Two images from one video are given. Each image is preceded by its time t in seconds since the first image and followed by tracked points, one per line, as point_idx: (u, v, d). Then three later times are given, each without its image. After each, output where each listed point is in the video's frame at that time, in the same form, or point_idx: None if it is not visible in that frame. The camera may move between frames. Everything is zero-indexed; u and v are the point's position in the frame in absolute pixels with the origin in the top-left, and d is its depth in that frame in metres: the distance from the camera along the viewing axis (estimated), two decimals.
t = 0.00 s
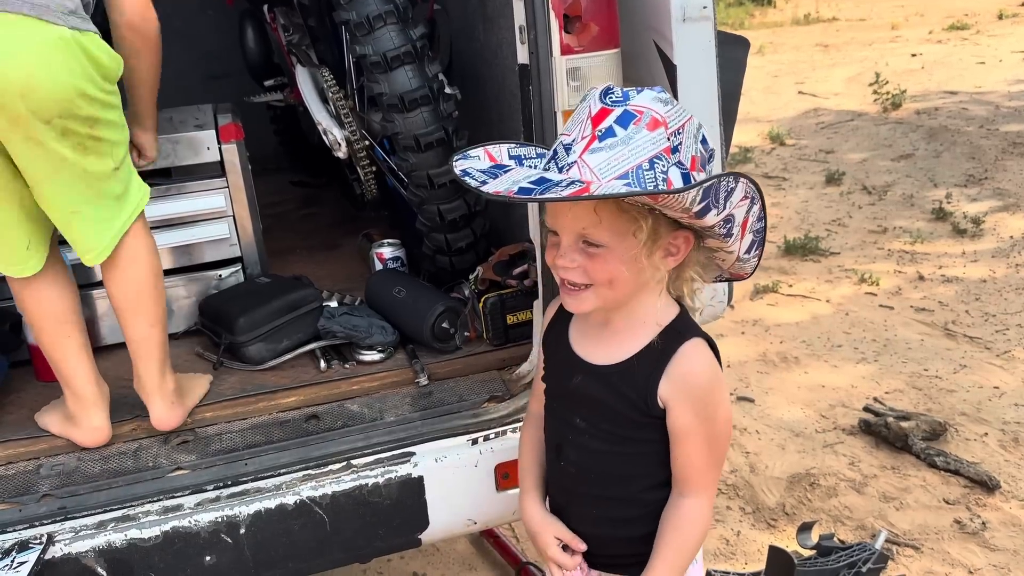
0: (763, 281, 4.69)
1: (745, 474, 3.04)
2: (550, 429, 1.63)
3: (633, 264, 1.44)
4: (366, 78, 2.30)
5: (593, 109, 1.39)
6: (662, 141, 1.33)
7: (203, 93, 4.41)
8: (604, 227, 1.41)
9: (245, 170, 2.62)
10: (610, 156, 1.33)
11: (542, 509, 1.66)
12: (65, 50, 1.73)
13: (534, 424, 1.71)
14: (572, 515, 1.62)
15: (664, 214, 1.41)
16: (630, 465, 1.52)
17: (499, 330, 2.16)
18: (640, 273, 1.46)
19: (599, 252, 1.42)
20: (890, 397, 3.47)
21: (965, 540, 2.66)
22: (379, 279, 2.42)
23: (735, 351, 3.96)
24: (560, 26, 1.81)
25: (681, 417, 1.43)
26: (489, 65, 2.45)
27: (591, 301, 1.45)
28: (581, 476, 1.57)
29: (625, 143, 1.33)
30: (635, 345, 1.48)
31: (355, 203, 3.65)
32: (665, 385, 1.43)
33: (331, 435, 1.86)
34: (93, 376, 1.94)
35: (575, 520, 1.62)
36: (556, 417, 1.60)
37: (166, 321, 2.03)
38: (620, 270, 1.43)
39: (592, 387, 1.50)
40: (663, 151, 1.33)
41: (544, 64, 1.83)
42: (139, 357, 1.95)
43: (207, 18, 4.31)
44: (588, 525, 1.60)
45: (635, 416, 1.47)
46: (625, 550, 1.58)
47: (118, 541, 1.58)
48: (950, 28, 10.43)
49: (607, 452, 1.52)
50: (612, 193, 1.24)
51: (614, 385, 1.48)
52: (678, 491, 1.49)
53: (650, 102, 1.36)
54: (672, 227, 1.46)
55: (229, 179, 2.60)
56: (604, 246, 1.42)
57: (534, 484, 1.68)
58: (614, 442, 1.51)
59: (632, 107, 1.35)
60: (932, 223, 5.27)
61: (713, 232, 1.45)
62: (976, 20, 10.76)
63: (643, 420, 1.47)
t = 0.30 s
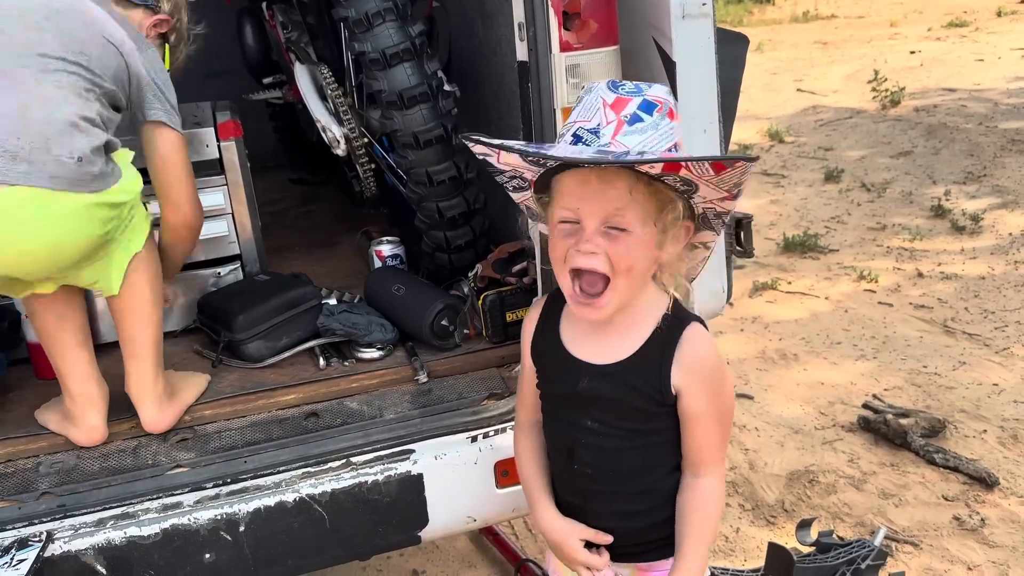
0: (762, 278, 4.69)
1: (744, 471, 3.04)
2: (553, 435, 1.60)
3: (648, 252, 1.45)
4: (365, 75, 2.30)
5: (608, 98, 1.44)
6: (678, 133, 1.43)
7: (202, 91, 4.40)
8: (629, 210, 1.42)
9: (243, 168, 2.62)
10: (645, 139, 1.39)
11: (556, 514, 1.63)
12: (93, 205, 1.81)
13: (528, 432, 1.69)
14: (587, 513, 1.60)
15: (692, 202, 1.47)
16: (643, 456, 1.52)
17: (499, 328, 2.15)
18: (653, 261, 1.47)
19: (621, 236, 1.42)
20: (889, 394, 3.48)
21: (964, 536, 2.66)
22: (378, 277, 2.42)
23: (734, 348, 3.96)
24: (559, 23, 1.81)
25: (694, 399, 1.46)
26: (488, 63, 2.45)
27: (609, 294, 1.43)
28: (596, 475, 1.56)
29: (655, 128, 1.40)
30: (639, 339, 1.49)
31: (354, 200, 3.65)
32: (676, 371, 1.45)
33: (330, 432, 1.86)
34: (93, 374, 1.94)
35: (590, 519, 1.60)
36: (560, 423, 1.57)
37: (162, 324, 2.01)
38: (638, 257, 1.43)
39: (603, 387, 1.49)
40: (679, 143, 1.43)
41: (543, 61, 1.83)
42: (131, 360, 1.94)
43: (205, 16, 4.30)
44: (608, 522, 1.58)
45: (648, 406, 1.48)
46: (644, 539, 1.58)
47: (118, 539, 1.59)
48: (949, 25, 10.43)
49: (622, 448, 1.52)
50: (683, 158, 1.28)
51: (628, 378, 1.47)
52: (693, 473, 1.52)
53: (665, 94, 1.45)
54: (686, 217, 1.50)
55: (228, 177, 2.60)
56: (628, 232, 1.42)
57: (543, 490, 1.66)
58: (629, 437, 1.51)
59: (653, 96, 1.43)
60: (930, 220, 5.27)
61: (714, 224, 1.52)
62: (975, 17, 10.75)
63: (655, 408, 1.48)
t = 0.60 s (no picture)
0: (760, 277, 4.69)
1: (741, 470, 3.04)
2: (553, 440, 1.59)
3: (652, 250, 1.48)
4: (362, 74, 2.29)
5: (601, 98, 1.44)
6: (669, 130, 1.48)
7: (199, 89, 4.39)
8: (640, 207, 1.44)
9: (241, 167, 2.62)
10: (649, 137, 1.42)
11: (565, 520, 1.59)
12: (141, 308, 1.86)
13: (520, 439, 1.66)
14: (597, 513, 1.58)
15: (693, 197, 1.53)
16: (648, 448, 1.54)
17: (496, 327, 2.16)
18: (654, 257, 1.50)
19: (633, 233, 1.43)
20: (887, 393, 3.48)
21: (961, 535, 2.67)
22: (375, 276, 2.41)
23: (732, 347, 3.97)
24: (556, 22, 1.81)
25: (695, 387, 1.50)
26: (486, 61, 2.44)
27: (622, 290, 1.43)
28: (604, 474, 1.55)
29: (654, 125, 1.44)
30: (635, 337, 1.51)
31: (352, 199, 3.65)
32: (678, 361, 1.49)
33: (326, 431, 1.86)
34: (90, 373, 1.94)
35: (599, 520, 1.58)
36: (563, 426, 1.56)
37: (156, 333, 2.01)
38: (648, 254, 1.45)
39: (610, 386, 1.49)
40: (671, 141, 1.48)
41: (540, 59, 1.84)
42: (127, 361, 1.93)
43: (202, 15, 4.30)
44: (617, 519, 1.57)
45: (653, 397, 1.50)
46: (649, 533, 1.58)
47: (114, 538, 1.58)
48: (947, 24, 10.43)
49: (630, 443, 1.52)
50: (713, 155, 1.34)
51: (633, 373, 1.49)
52: (695, 458, 1.55)
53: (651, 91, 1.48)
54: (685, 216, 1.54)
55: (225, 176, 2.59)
56: (639, 229, 1.44)
57: (547, 498, 1.61)
58: (636, 431, 1.52)
59: (645, 93, 1.46)
60: (928, 219, 5.27)
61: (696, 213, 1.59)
62: (973, 17, 10.76)
63: (659, 398, 1.50)
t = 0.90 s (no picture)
0: (757, 278, 4.69)
1: (737, 470, 3.04)
2: (552, 443, 1.57)
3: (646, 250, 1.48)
4: (358, 74, 2.29)
5: (587, 100, 1.44)
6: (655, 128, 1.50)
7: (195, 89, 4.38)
8: (634, 207, 1.44)
9: (236, 166, 2.61)
10: (638, 136, 1.43)
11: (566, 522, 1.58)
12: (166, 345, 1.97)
13: (515, 444, 1.65)
14: (597, 515, 1.57)
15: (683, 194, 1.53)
16: (648, 446, 1.53)
17: (491, 327, 2.15)
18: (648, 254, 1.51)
19: (629, 234, 1.44)
20: (883, 394, 3.48)
21: (956, 537, 2.66)
22: (370, 276, 2.41)
23: (728, 348, 3.97)
24: (551, 22, 1.80)
25: (692, 383, 1.51)
26: (481, 61, 2.44)
27: (619, 288, 1.43)
28: (604, 475, 1.54)
29: (643, 124, 1.45)
30: (633, 334, 1.51)
31: (349, 199, 3.64)
32: (676, 358, 1.50)
33: (319, 433, 1.86)
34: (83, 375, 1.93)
35: (599, 521, 1.57)
36: (562, 428, 1.55)
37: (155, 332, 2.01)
38: (644, 253, 1.46)
39: (609, 386, 1.49)
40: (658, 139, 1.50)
41: (535, 60, 1.84)
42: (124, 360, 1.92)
43: (198, 14, 4.29)
44: (617, 519, 1.56)
45: (651, 396, 1.50)
46: (649, 531, 1.58)
47: (106, 539, 1.58)
48: (945, 25, 10.43)
49: (628, 443, 1.52)
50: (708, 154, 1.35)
51: (632, 373, 1.49)
52: (692, 452, 1.56)
53: (637, 89, 1.49)
54: (676, 213, 1.54)
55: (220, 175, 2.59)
56: (635, 230, 1.44)
57: (547, 501, 1.59)
58: (634, 430, 1.52)
59: (631, 93, 1.46)
60: (925, 220, 5.27)
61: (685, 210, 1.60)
62: (971, 18, 10.77)
63: (657, 397, 1.50)
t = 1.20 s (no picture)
0: (755, 279, 4.70)
1: (735, 472, 3.04)
2: (550, 444, 1.57)
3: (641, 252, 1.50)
4: (356, 75, 2.29)
5: (581, 107, 1.45)
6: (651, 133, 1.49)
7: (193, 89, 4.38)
8: (627, 217, 1.46)
9: (234, 167, 2.62)
10: (631, 148, 1.44)
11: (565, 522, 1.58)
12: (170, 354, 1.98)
13: (509, 448, 1.63)
14: (594, 514, 1.58)
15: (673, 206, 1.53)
16: (643, 445, 1.54)
17: (488, 329, 2.14)
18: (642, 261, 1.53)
19: (621, 242, 1.46)
20: (881, 396, 3.48)
21: (954, 539, 2.66)
22: (369, 278, 2.41)
23: (726, 349, 3.97)
24: (549, 24, 1.80)
25: (687, 381, 1.51)
26: (480, 62, 2.43)
27: (612, 286, 1.46)
28: (601, 474, 1.55)
29: (636, 135, 1.45)
30: (628, 335, 1.52)
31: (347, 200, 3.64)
32: (670, 356, 1.50)
33: (315, 435, 1.86)
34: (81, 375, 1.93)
35: (597, 520, 1.58)
36: (558, 429, 1.55)
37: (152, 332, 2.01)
38: (638, 260, 1.48)
39: (604, 387, 1.49)
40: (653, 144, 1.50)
41: (533, 62, 1.83)
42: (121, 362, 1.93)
43: (197, 14, 4.29)
44: (614, 518, 1.57)
45: (646, 394, 1.50)
46: (645, 528, 1.58)
47: (103, 541, 1.57)
48: (944, 27, 10.44)
49: (624, 441, 1.53)
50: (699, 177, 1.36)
51: (628, 373, 1.49)
52: (687, 450, 1.56)
53: (632, 96, 1.49)
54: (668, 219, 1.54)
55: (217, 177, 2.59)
56: (628, 236, 1.47)
57: (546, 502, 1.59)
58: (629, 429, 1.52)
59: (626, 101, 1.46)
60: (923, 222, 5.27)
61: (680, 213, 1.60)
62: (969, 20, 10.77)
63: (651, 395, 1.51)
